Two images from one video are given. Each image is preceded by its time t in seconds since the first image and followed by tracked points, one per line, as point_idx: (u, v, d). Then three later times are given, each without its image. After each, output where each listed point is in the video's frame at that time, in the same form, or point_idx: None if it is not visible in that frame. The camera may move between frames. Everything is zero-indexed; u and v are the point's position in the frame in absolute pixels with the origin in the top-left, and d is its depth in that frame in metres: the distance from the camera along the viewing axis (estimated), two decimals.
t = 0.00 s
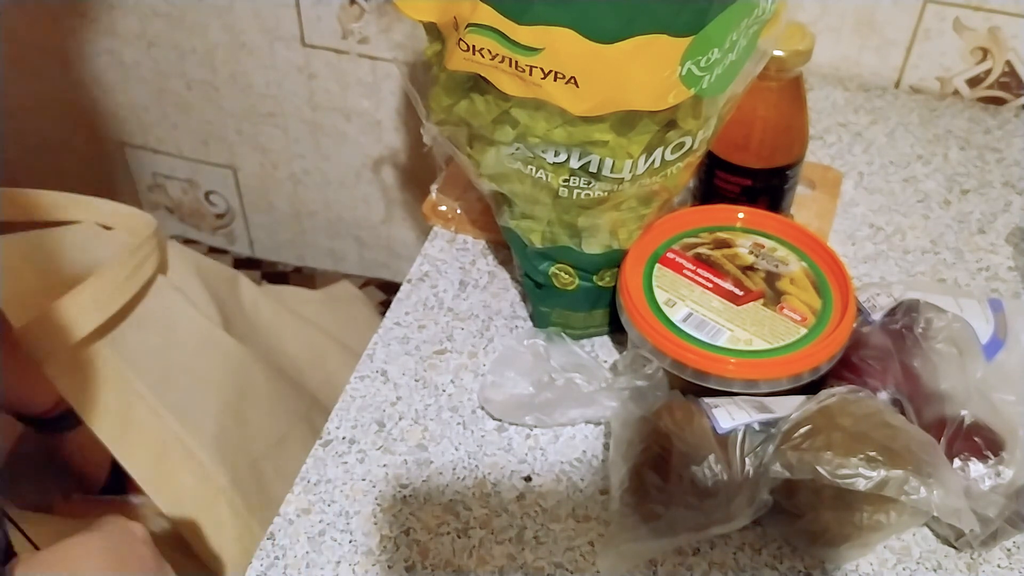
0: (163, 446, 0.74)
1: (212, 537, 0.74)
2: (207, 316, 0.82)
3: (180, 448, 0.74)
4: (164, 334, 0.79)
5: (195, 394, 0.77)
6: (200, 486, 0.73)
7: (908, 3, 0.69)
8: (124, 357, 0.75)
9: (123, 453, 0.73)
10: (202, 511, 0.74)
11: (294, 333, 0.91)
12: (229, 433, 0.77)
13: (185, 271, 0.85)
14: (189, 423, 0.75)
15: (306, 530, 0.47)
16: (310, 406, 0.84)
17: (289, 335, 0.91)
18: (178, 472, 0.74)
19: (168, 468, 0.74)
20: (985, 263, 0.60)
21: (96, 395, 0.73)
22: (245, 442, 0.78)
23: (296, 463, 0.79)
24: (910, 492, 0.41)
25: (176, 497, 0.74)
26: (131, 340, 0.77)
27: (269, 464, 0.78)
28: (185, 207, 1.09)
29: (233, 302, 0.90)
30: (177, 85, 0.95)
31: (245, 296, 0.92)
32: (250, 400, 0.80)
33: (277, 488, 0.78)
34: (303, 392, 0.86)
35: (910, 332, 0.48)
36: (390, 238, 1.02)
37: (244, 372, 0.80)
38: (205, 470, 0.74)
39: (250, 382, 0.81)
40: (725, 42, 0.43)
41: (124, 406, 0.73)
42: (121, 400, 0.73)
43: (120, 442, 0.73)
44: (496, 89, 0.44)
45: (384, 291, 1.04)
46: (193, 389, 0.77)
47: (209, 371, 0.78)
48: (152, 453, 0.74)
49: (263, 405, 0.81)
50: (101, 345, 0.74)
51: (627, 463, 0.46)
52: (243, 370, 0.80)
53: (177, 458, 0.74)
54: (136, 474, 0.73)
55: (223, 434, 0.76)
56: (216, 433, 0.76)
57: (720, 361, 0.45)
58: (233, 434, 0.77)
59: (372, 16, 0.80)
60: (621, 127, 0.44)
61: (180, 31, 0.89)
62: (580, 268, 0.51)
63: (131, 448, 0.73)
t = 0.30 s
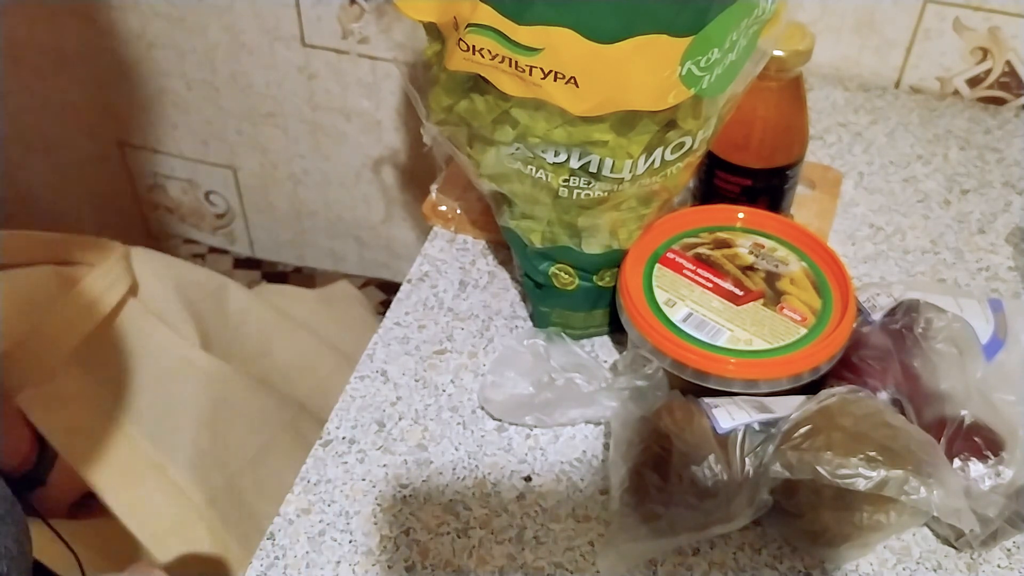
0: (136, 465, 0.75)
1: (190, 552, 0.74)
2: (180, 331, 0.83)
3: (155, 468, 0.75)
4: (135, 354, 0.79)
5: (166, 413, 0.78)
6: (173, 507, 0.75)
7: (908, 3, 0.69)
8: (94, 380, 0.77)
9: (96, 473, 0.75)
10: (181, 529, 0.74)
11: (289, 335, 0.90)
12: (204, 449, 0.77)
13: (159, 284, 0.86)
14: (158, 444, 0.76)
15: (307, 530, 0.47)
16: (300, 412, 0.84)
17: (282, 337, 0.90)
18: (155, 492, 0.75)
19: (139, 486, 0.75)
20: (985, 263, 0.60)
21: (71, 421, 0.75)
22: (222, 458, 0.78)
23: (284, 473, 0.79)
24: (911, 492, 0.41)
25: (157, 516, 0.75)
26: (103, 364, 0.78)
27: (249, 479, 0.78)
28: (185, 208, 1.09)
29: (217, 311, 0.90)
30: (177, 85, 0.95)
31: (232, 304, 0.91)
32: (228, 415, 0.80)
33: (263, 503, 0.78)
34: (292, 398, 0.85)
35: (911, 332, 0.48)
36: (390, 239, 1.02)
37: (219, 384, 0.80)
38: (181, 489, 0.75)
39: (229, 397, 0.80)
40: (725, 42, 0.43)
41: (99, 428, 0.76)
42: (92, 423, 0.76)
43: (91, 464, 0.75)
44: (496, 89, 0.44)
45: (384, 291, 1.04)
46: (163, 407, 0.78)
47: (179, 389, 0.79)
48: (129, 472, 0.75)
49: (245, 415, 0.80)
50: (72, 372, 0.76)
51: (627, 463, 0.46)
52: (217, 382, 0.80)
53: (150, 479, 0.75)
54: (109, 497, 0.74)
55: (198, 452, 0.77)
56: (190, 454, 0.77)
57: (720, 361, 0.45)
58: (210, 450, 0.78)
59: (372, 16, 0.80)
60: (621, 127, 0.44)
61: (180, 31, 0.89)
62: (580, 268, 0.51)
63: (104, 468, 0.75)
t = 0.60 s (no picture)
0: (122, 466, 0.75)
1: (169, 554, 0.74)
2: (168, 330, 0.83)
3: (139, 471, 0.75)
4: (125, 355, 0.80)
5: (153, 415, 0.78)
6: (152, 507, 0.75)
7: (908, 3, 0.69)
8: (82, 379, 0.78)
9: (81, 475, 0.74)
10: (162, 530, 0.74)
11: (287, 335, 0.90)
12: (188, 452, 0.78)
13: (148, 280, 0.85)
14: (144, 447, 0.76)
15: (307, 530, 0.47)
16: (291, 411, 0.85)
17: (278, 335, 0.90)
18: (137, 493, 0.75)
19: (123, 481, 0.75)
20: (985, 263, 0.60)
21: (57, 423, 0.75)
22: (205, 460, 0.79)
23: (268, 471, 0.80)
24: (911, 492, 0.41)
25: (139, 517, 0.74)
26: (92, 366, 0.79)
27: (231, 478, 0.79)
28: (185, 208, 1.09)
29: (210, 308, 0.90)
30: (177, 85, 0.95)
31: (225, 301, 0.91)
32: (212, 417, 0.80)
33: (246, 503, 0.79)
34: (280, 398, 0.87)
35: (911, 332, 0.48)
36: (390, 239, 1.02)
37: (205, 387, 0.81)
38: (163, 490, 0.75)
39: (215, 398, 0.81)
40: (725, 42, 0.43)
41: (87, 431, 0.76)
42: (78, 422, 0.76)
43: (78, 465, 0.75)
44: (496, 89, 0.44)
45: (384, 291, 1.04)
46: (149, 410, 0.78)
47: (166, 391, 0.79)
48: (117, 471, 0.75)
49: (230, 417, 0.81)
50: (60, 372, 0.77)
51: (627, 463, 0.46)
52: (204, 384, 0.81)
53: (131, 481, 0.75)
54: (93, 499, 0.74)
55: (183, 454, 0.77)
56: (174, 455, 0.77)
57: (720, 361, 0.45)
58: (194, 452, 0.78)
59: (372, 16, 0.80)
60: (621, 127, 0.44)
61: (180, 31, 0.89)
62: (580, 268, 0.51)
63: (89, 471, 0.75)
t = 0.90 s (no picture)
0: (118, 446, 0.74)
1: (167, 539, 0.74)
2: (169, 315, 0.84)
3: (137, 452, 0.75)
4: (124, 338, 0.79)
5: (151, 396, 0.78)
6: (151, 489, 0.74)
7: (908, 3, 0.69)
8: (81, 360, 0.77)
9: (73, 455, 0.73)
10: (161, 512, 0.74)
11: (288, 332, 0.90)
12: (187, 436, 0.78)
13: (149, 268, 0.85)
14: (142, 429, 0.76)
15: (307, 530, 0.47)
16: (287, 403, 0.85)
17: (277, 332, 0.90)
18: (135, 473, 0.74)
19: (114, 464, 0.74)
20: (985, 263, 0.60)
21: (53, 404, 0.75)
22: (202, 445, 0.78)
23: (262, 462, 0.79)
24: (910, 492, 0.41)
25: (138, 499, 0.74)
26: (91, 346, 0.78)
27: (226, 466, 0.78)
28: (185, 208, 1.09)
29: (211, 298, 0.90)
30: (178, 85, 0.95)
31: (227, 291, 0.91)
32: (211, 404, 0.80)
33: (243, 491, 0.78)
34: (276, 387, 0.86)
35: (911, 332, 0.48)
36: (390, 239, 1.02)
37: (205, 371, 0.81)
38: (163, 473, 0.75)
39: (214, 385, 0.81)
40: (725, 42, 0.43)
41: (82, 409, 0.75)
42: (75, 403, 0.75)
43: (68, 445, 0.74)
44: (496, 89, 0.44)
45: (384, 291, 1.04)
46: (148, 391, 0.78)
47: (166, 374, 0.79)
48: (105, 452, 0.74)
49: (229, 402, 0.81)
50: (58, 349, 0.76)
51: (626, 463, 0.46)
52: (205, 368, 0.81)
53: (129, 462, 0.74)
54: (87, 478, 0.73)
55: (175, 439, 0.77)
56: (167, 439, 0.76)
57: (720, 361, 0.45)
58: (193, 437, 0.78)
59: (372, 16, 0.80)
60: (621, 127, 0.44)
61: (180, 31, 0.89)
62: (580, 268, 0.51)
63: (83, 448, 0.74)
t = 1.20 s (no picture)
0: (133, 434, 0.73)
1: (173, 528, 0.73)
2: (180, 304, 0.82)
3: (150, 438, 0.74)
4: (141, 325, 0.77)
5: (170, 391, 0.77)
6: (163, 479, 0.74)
7: (908, 3, 0.69)
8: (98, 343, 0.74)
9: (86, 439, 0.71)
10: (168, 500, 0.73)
11: (292, 332, 0.90)
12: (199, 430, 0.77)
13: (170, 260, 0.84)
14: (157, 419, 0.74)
15: (306, 530, 0.47)
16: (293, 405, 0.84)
17: (279, 333, 0.90)
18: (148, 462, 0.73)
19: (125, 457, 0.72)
20: (985, 263, 0.60)
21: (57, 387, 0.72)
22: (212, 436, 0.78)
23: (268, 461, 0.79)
24: (910, 492, 0.41)
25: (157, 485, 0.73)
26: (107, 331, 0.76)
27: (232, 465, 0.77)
28: (185, 208, 1.09)
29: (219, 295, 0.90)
30: (178, 85, 0.95)
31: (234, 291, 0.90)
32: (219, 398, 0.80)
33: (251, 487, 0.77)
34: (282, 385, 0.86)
35: (910, 332, 0.48)
36: (390, 239, 1.02)
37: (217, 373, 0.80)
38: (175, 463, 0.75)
39: (224, 379, 0.80)
40: (725, 42, 0.43)
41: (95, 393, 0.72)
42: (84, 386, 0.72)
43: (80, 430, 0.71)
44: (496, 89, 0.44)
45: (384, 291, 1.04)
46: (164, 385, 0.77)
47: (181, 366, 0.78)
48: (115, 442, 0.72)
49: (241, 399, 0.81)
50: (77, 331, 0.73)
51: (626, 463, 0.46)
52: (217, 371, 0.80)
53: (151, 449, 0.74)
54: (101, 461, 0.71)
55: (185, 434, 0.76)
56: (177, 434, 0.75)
57: (720, 361, 0.45)
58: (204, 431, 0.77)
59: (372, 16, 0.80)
60: (621, 127, 0.44)
61: (180, 31, 0.89)
62: (580, 268, 0.51)
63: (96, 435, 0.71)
